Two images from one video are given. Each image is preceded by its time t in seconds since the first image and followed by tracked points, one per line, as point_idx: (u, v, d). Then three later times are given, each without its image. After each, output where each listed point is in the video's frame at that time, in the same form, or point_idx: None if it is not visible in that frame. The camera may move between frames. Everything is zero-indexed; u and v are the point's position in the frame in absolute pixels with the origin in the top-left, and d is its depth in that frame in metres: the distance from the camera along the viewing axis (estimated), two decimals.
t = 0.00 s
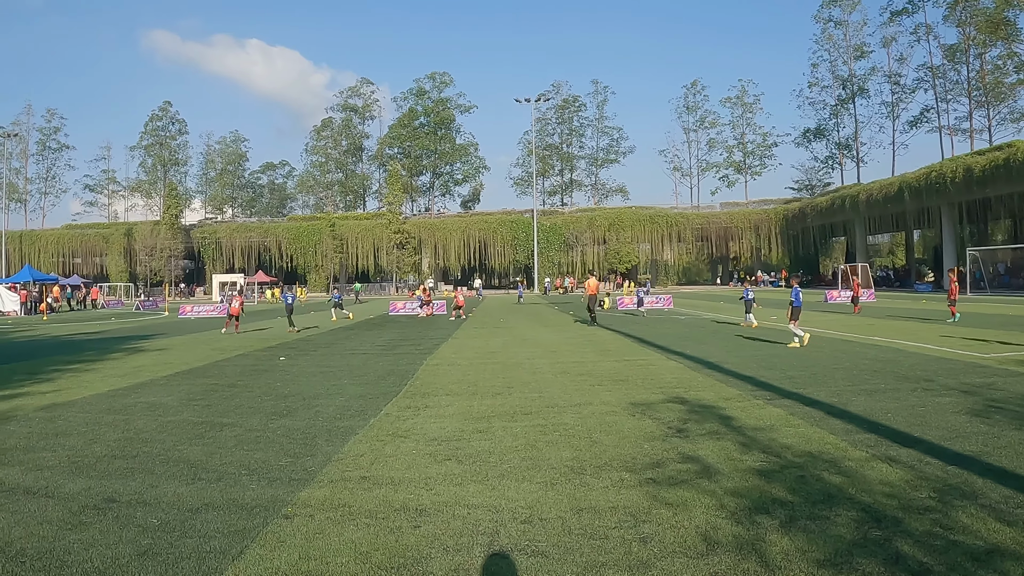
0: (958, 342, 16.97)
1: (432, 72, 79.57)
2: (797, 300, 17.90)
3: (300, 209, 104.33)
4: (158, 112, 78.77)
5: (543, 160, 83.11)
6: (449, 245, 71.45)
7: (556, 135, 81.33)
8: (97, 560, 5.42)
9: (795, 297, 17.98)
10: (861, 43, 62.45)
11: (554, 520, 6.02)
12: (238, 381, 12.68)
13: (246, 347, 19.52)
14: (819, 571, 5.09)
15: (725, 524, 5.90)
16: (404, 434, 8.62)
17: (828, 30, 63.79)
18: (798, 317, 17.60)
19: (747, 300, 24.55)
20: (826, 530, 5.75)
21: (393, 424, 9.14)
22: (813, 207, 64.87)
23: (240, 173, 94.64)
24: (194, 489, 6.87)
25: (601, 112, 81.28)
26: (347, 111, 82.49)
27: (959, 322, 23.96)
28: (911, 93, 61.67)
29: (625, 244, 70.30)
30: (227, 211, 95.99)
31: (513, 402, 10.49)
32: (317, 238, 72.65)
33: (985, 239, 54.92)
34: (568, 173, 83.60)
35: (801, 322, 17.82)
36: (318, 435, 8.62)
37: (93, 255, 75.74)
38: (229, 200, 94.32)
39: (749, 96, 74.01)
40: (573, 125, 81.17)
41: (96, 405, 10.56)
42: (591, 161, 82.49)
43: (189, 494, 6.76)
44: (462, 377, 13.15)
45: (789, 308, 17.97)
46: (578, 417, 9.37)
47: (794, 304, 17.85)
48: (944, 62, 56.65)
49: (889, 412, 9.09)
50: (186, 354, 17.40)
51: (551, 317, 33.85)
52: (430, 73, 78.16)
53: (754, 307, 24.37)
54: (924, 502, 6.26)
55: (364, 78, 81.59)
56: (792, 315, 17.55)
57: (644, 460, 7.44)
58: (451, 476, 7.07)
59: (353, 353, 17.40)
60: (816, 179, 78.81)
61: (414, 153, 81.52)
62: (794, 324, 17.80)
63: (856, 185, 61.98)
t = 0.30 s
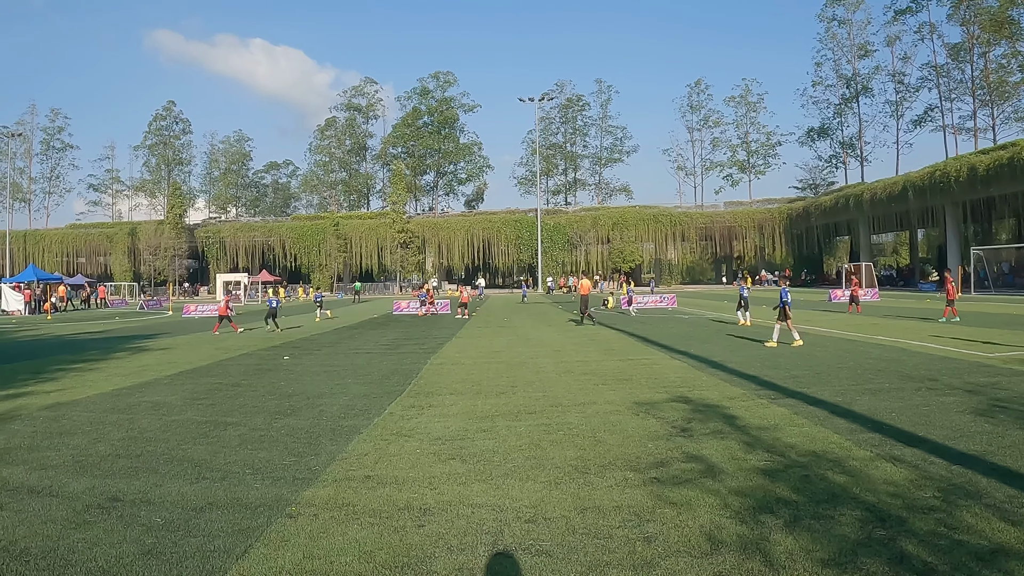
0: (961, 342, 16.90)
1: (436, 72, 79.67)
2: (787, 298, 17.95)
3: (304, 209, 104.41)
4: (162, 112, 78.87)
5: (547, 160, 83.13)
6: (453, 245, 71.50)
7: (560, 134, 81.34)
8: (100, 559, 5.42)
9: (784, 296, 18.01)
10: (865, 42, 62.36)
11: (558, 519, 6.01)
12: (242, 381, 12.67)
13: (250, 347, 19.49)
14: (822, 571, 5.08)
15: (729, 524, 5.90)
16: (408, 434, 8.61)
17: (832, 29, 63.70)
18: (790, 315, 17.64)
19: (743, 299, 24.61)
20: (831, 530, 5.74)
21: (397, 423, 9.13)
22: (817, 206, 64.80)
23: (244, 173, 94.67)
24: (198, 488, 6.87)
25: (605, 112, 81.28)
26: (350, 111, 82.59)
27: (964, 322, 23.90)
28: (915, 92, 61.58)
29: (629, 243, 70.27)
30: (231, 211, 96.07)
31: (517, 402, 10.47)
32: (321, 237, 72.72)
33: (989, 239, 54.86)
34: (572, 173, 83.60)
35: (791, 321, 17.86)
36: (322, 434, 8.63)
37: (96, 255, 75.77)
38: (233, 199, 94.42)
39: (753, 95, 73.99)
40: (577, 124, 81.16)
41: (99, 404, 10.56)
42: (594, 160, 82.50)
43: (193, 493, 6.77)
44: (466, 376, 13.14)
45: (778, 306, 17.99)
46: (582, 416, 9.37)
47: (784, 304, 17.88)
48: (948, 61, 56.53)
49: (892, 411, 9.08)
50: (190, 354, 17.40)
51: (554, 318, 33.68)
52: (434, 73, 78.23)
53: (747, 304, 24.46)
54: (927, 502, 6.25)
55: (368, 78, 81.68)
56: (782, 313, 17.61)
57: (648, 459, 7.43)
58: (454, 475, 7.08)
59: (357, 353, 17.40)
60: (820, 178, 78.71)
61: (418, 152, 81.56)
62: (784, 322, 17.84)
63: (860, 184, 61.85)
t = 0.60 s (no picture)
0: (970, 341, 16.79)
1: (444, 72, 79.81)
2: (776, 298, 17.90)
3: (313, 208, 104.67)
4: (170, 112, 79.17)
5: (555, 159, 83.13)
6: (462, 245, 71.60)
7: (568, 134, 81.35)
8: (110, 558, 5.43)
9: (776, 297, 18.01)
10: (873, 41, 62.17)
11: (567, 519, 6.01)
12: (250, 381, 12.68)
13: (258, 346, 19.52)
14: (832, 571, 5.06)
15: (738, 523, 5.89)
16: (417, 433, 8.61)
17: (840, 28, 63.49)
18: (779, 315, 17.64)
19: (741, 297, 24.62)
20: (840, 530, 5.72)
21: (405, 423, 9.14)
22: (826, 205, 64.60)
23: (252, 173, 94.88)
24: (207, 487, 6.89)
25: (613, 111, 81.24)
26: (359, 111, 82.77)
27: (973, 321, 23.79)
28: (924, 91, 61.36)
29: (638, 243, 70.31)
30: (239, 211, 96.32)
31: (525, 401, 10.47)
32: (329, 237, 72.93)
33: (999, 238, 54.52)
34: (580, 172, 83.60)
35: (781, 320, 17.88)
36: (330, 434, 8.64)
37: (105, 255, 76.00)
38: (241, 199, 94.64)
39: (761, 94, 73.90)
40: (585, 123, 81.17)
41: (108, 404, 10.59)
42: (603, 159, 82.51)
43: (202, 493, 6.78)
44: (474, 376, 13.13)
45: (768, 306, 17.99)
46: (591, 416, 9.36)
47: (774, 304, 17.86)
48: (957, 60, 56.34)
49: (902, 411, 9.05)
50: (199, 354, 17.43)
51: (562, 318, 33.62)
52: (443, 73, 78.36)
53: (747, 306, 24.61)
54: (937, 502, 6.22)
55: (376, 78, 81.86)
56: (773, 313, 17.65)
57: (657, 459, 7.42)
58: (463, 475, 7.08)
59: (365, 353, 17.39)
60: (829, 177, 78.53)
61: (426, 152, 81.68)
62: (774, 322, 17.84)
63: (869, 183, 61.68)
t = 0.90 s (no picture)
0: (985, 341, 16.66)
1: (457, 71, 79.89)
2: (773, 297, 17.87)
3: (325, 208, 104.93)
4: (184, 112, 79.53)
5: (568, 158, 83.07)
6: (475, 244, 71.68)
7: (581, 133, 81.31)
8: (123, 557, 5.45)
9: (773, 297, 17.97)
10: (886, 39, 61.87)
11: (581, 518, 6.00)
12: (263, 379, 12.71)
13: (271, 346, 19.56)
14: (846, 571, 5.05)
15: (752, 523, 5.87)
16: (430, 432, 8.63)
17: (853, 26, 63.20)
18: (775, 316, 17.59)
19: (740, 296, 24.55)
20: (854, 529, 5.71)
21: (418, 422, 9.13)
22: (839, 204, 64.38)
23: (265, 172, 95.12)
24: (220, 485, 6.92)
25: (626, 110, 81.13)
26: (371, 110, 82.95)
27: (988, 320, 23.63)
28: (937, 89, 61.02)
29: (650, 242, 70.26)
30: (252, 210, 96.62)
31: (539, 401, 10.46)
32: (342, 236, 73.16)
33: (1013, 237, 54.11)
34: (593, 171, 83.54)
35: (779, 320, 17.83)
36: (344, 433, 8.66)
37: (118, 254, 76.25)
38: (254, 199, 94.90)
39: (774, 93, 73.69)
40: (598, 123, 81.11)
41: (122, 403, 10.63)
42: (615, 158, 82.42)
43: (215, 491, 6.81)
44: (487, 375, 13.14)
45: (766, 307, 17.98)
46: (604, 416, 9.34)
47: (772, 303, 17.82)
48: (970, 58, 56.03)
49: (915, 410, 9.01)
50: (212, 353, 17.47)
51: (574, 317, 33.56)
52: (455, 72, 78.43)
53: (746, 303, 24.40)
54: (951, 502, 6.19)
55: (389, 77, 82.01)
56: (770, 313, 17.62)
57: (671, 458, 7.40)
58: (477, 474, 7.07)
59: (378, 352, 17.40)
60: (842, 176, 78.22)
61: (439, 151, 81.75)
62: (771, 323, 17.80)
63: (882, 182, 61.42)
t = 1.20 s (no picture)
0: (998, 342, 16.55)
1: (467, 72, 79.95)
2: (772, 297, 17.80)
3: (336, 209, 105.18)
4: (195, 113, 79.85)
5: (579, 159, 83.07)
6: (486, 245, 71.76)
7: (591, 133, 81.29)
8: (135, 556, 5.48)
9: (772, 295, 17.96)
10: (897, 39, 61.64)
11: (592, 519, 6.01)
12: (275, 380, 12.77)
13: (282, 346, 19.62)
14: (858, 573, 5.02)
15: (763, 524, 5.87)
16: (441, 433, 8.65)
17: (863, 26, 62.98)
18: (773, 315, 17.52)
19: (740, 296, 24.47)
20: (865, 531, 5.69)
21: (430, 423, 9.15)
22: (850, 204, 64.12)
23: (276, 173, 95.34)
24: (232, 486, 6.95)
25: (636, 110, 81.02)
26: (382, 111, 83.11)
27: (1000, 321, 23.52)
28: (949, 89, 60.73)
29: (662, 243, 70.22)
30: (263, 211, 96.88)
31: (550, 401, 10.46)
32: (353, 237, 73.36)
33: None
34: (604, 172, 83.50)
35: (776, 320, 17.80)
36: (356, 433, 8.67)
37: (130, 255, 76.53)
38: (266, 200, 95.18)
39: (784, 93, 73.53)
40: (609, 123, 81.05)
41: (134, 403, 10.68)
42: (626, 159, 82.35)
43: (227, 491, 6.84)
44: (499, 375, 13.19)
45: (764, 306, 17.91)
46: (616, 416, 9.35)
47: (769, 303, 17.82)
48: (981, 57, 55.76)
49: (927, 411, 8.99)
50: (224, 353, 17.57)
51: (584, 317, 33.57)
52: (467, 73, 78.48)
53: (746, 304, 24.28)
54: (963, 503, 6.17)
55: (399, 78, 82.13)
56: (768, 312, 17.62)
57: (682, 459, 7.40)
58: (488, 475, 7.08)
59: (389, 352, 17.44)
60: (853, 176, 77.92)
61: (449, 152, 81.79)
62: (769, 322, 17.73)
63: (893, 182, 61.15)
